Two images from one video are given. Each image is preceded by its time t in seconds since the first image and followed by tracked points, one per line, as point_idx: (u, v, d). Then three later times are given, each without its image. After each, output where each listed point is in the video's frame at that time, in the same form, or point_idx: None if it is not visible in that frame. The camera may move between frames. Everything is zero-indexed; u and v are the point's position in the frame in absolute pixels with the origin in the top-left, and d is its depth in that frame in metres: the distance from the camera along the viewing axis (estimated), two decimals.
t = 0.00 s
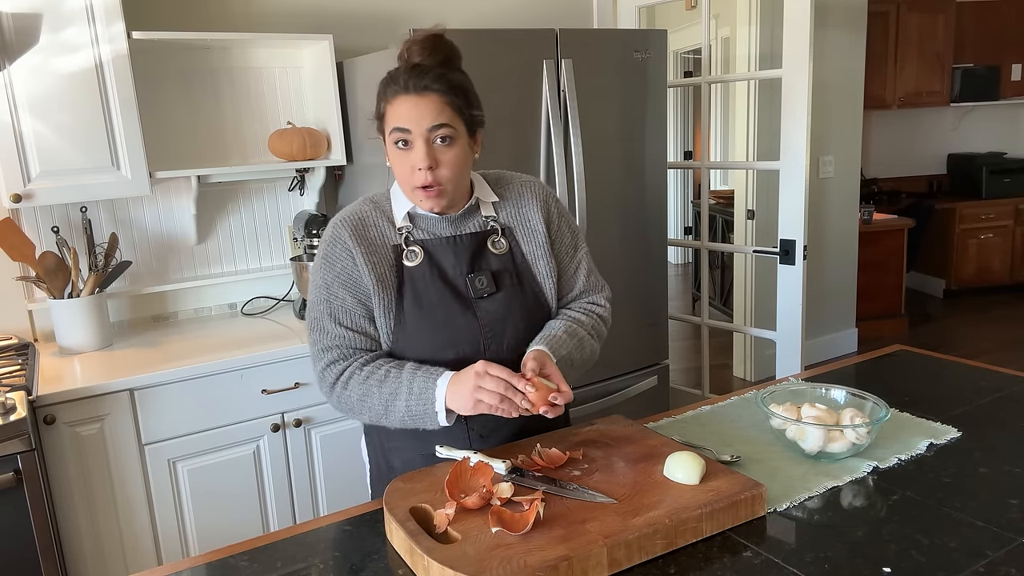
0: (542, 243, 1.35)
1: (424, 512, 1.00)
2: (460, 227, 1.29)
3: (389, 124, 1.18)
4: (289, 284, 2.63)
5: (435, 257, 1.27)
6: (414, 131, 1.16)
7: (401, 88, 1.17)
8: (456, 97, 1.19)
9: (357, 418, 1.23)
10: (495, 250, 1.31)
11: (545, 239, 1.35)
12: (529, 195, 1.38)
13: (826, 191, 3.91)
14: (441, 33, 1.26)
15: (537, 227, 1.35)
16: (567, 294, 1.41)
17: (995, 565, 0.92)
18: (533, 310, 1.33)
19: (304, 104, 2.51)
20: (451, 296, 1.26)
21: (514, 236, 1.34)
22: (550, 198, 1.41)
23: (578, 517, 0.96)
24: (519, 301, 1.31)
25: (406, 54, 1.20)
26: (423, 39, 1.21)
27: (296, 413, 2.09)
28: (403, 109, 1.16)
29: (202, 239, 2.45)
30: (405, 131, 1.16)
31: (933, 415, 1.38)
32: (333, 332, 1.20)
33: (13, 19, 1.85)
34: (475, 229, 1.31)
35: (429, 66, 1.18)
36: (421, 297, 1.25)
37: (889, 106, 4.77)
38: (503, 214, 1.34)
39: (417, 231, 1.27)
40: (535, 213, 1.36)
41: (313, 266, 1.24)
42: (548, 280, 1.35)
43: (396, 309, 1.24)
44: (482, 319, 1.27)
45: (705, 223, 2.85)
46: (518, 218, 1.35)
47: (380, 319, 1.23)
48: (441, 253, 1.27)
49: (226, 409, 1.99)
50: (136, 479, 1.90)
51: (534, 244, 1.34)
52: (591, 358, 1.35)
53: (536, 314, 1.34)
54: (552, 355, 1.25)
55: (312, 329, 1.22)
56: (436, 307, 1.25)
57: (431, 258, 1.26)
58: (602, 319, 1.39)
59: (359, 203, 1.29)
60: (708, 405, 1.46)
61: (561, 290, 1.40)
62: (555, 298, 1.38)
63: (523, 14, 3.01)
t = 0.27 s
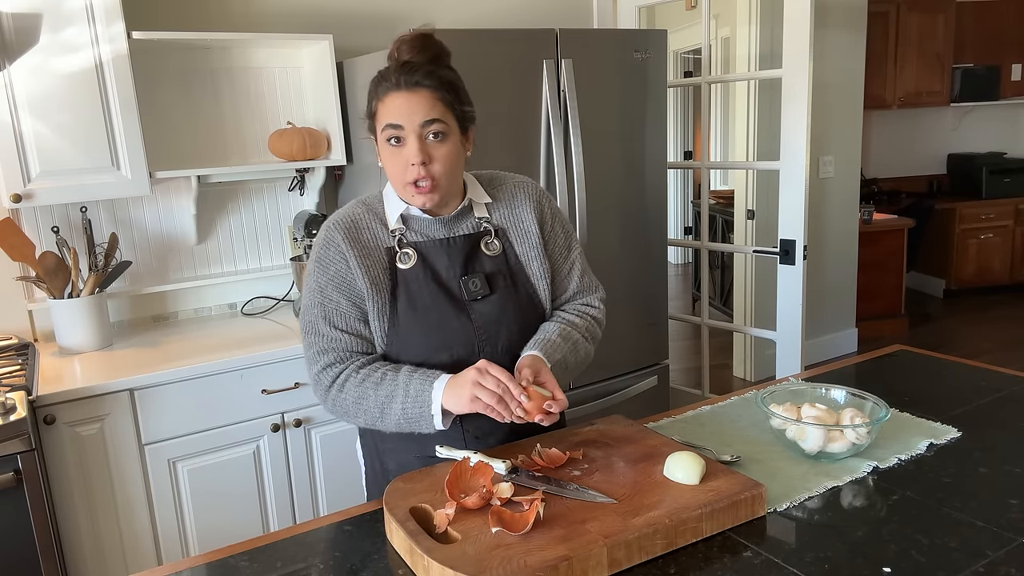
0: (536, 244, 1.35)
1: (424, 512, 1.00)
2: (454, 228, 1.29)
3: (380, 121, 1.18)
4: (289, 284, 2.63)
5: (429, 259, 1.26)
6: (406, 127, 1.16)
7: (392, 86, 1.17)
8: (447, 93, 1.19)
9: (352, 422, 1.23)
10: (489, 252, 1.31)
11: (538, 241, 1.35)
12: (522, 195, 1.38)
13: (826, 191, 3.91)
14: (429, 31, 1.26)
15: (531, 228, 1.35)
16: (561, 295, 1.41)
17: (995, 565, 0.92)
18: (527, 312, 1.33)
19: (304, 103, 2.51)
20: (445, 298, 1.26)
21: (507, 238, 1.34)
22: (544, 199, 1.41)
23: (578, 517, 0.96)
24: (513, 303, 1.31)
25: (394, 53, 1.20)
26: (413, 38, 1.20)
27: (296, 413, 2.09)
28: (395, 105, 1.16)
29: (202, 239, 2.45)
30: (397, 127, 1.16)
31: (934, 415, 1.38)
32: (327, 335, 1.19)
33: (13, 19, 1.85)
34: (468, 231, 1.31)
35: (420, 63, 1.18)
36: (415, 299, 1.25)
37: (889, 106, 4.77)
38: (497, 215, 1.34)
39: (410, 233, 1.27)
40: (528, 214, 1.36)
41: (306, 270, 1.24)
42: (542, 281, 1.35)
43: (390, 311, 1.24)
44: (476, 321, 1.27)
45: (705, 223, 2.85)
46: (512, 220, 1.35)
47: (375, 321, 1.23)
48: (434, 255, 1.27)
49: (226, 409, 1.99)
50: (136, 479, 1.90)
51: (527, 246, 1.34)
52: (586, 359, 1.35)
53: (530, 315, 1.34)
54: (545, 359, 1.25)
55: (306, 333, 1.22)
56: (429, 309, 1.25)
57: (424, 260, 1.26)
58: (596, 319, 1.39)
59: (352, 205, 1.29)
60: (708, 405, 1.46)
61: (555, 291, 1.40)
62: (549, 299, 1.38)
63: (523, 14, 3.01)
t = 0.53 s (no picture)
0: (531, 244, 1.35)
1: (424, 511, 1.00)
2: (449, 229, 1.29)
3: (377, 117, 1.18)
4: (289, 284, 2.63)
5: (423, 259, 1.26)
6: (403, 121, 1.16)
7: (389, 81, 1.17)
8: (444, 88, 1.19)
9: (349, 420, 1.23)
10: (483, 252, 1.31)
11: (533, 241, 1.35)
12: (517, 196, 1.38)
13: (825, 191, 3.91)
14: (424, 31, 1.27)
15: (526, 229, 1.35)
16: (557, 295, 1.41)
17: (995, 565, 0.92)
18: (522, 311, 1.33)
19: (304, 103, 2.51)
20: (439, 298, 1.26)
21: (501, 237, 1.34)
22: (539, 199, 1.41)
23: (578, 517, 0.96)
24: (508, 302, 1.31)
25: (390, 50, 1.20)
26: (409, 37, 1.21)
27: (296, 413, 2.09)
28: (391, 100, 1.16)
29: (202, 239, 2.45)
30: (394, 122, 1.17)
31: (934, 415, 1.38)
32: (324, 334, 1.19)
33: (13, 19, 1.85)
34: (463, 231, 1.31)
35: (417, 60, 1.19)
36: (409, 299, 1.25)
37: (889, 106, 4.77)
38: (491, 215, 1.34)
39: (404, 233, 1.27)
40: (523, 215, 1.36)
41: (301, 269, 1.24)
42: (537, 281, 1.35)
43: (385, 311, 1.24)
44: (470, 321, 1.27)
45: (705, 223, 2.85)
46: (507, 220, 1.35)
47: (370, 321, 1.23)
48: (428, 255, 1.27)
49: (226, 409, 1.99)
50: (136, 479, 1.90)
51: (522, 246, 1.34)
52: (582, 359, 1.35)
53: (525, 316, 1.34)
54: (541, 354, 1.25)
55: (302, 332, 1.22)
56: (424, 309, 1.25)
57: (418, 261, 1.26)
58: (592, 319, 1.39)
59: (347, 205, 1.29)
60: (708, 405, 1.46)
61: (551, 291, 1.40)
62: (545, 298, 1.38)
63: (523, 14, 3.01)
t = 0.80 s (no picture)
0: (527, 245, 1.35)
1: (424, 512, 1.00)
2: (444, 229, 1.29)
3: (376, 116, 1.18)
4: (289, 284, 2.63)
5: (418, 260, 1.26)
6: (402, 119, 1.16)
7: (388, 80, 1.17)
8: (442, 87, 1.19)
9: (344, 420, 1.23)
10: (479, 253, 1.31)
11: (529, 242, 1.35)
12: (514, 197, 1.38)
13: (825, 191, 3.91)
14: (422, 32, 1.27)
15: (522, 230, 1.35)
16: (554, 297, 1.41)
17: (995, 565, 0.92)
18: (518, 312, 1.33)
19: (304, 104, 2.51)
20: (434, 299, 1.26)
21: (498, 238, 1.34)
22: (537, 201, 1.41)
23: (578, 517, 0.96)
24: (503, 303, 1.31)
25: (389, 49, 1.20)
26: (406, 37, 1.21)
27: (296, 413, 2.09)
28: (391, 99, 1.16)
29: (202, 239, 2.45)
30: (392, 121, 1.16)
31: (934, 415, 1.38)
32: (318, 334, 1.19)
33: (13, 19, 1.85)
34: (459, 232, 1.31)
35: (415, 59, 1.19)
36: (404, 299, 1.25)
37: (889, 106, 4.77)
38: (488, 216, 1.34)
39: (400, 233, 1.27)
40: (520, 216, 1.36)
41: (296, 269, 1.24)
42: (534, 282, 1.35)
43: (380, 311, 1.24)
44: (466, 321, 1.27)
45: (705, 223, 2.85)
46: (503, 221, 1.35)
47: (365, 321, 1.23)
48: (424, 255, 1.27)
49: (226, 409, 1.99)
50: (136, 479, 1.90)
51: (518, 247, 1.34)
52: (581, 360, 1.35)
53: (521, 316, 1.34)
54: (542, 356, 1.25)
55: (297, 332, 1.22)
56: (419, 309, 1.25)
57: (414, 261, 1.26)
58: (589, 320, 1.39)
59: (343, 205, 1.29)
60: (708, 405, 1.46)
61: (547, 292, 1.41)
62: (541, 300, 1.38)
63: (523, 14, 3.01)
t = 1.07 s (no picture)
0: (524, 243, 1.35)
1: (424, 511, 1.00)
2: (442, 228, 1.30)
3: (389, 129, 1.15)
4: (289, 285, 2.63)
5: (416, 258, 1.27)
6: (419, 137, 1.14)
7: (404, 94, 1.14)
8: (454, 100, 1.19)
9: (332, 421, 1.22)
10: (476, 252, 1.31)
11: (526, 240, 1.35)
12: (511, 196, 1.38)
13: (825, 191, 3.91)
14: (425, 32, 1.24)
15: (519, 228, 1.35)
16: (551, 295, 1.41)
17: (995, 565, 0.92)
18: (516, 310, 1.33)
19: (304, 104, 2.51)
20: (432, 297, 1.26)
21: (495, 237, 1.34)
22: (533, 199, 1.41)
23: (578, 517, 0.96)
24: (500, 300, 1.31)
25: (400, 57, 1.17)
26: (409, 40, 1.19)
27: (296, 413, 2.09)
28: (407, 115, 1.13)
29: (202, 239, 2.45)
30: (408, 138, 1.14)
31: (934, 415, 1.38)
32: (315, 333, 1.19)
33: (13, 19, 1.85)
34: (456, 231, 1.31)
35: (428, 70, 1.16)
36: (402, 298, 1.25)
37: (889, 106, 4.77)
38: (485, 215, 1.34)
39: (397, 232, 1.27)
40: (516, 214, 1.36)
41: (295, 269, 1.24)
42: (531, 280, 1.35)
43: (378, 311, 1.24)
44: (463, 319, 1.27)
45: (705, 223, 2.85)
46: (500, 219, 1.35)
47: (363, 320, 1.23)
48: (421, 254, 1.27)
49: (226, 409, 1.99)
50: (135, 479, 1.90)
51: (515, 245, 1.34)
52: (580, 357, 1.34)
53: (518, 314, 1.34)
54: (545, 354, 1.25)
55: (294, 332, 1.22)
56: (417, 307, 1.25)
57: (411, 259, 1.26)
58: (587, 317, 1.39)
59: (341, 206, 1.30)
60: (708, 405, 1.46)
61: (545, 289, 1.40)
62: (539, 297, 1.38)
63: (524, 14, 3.01)
